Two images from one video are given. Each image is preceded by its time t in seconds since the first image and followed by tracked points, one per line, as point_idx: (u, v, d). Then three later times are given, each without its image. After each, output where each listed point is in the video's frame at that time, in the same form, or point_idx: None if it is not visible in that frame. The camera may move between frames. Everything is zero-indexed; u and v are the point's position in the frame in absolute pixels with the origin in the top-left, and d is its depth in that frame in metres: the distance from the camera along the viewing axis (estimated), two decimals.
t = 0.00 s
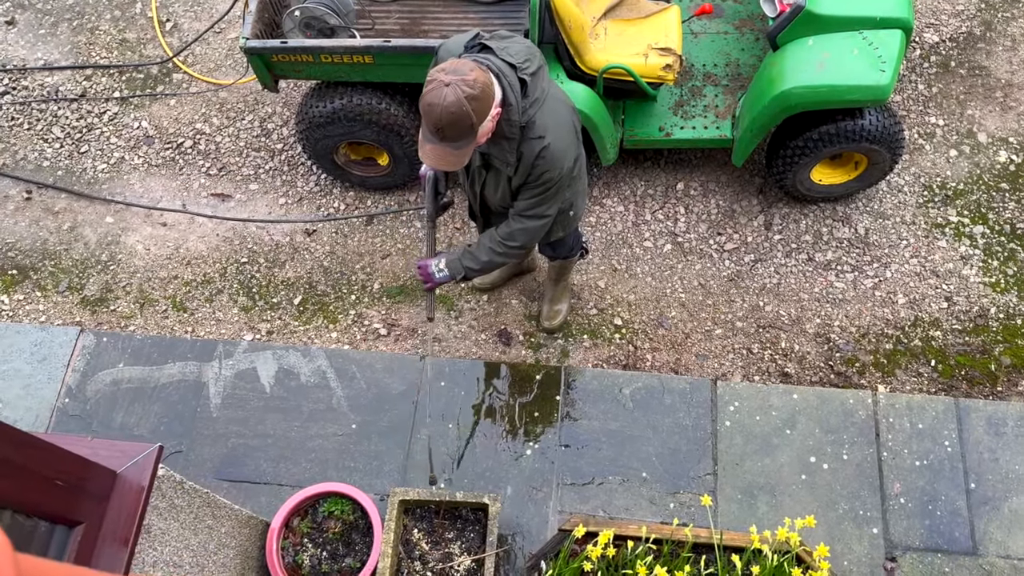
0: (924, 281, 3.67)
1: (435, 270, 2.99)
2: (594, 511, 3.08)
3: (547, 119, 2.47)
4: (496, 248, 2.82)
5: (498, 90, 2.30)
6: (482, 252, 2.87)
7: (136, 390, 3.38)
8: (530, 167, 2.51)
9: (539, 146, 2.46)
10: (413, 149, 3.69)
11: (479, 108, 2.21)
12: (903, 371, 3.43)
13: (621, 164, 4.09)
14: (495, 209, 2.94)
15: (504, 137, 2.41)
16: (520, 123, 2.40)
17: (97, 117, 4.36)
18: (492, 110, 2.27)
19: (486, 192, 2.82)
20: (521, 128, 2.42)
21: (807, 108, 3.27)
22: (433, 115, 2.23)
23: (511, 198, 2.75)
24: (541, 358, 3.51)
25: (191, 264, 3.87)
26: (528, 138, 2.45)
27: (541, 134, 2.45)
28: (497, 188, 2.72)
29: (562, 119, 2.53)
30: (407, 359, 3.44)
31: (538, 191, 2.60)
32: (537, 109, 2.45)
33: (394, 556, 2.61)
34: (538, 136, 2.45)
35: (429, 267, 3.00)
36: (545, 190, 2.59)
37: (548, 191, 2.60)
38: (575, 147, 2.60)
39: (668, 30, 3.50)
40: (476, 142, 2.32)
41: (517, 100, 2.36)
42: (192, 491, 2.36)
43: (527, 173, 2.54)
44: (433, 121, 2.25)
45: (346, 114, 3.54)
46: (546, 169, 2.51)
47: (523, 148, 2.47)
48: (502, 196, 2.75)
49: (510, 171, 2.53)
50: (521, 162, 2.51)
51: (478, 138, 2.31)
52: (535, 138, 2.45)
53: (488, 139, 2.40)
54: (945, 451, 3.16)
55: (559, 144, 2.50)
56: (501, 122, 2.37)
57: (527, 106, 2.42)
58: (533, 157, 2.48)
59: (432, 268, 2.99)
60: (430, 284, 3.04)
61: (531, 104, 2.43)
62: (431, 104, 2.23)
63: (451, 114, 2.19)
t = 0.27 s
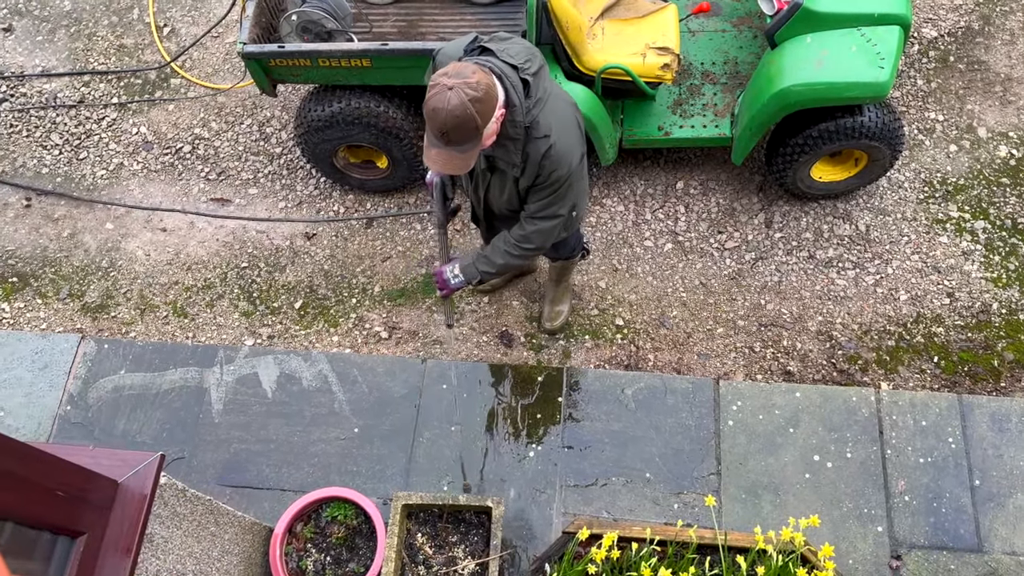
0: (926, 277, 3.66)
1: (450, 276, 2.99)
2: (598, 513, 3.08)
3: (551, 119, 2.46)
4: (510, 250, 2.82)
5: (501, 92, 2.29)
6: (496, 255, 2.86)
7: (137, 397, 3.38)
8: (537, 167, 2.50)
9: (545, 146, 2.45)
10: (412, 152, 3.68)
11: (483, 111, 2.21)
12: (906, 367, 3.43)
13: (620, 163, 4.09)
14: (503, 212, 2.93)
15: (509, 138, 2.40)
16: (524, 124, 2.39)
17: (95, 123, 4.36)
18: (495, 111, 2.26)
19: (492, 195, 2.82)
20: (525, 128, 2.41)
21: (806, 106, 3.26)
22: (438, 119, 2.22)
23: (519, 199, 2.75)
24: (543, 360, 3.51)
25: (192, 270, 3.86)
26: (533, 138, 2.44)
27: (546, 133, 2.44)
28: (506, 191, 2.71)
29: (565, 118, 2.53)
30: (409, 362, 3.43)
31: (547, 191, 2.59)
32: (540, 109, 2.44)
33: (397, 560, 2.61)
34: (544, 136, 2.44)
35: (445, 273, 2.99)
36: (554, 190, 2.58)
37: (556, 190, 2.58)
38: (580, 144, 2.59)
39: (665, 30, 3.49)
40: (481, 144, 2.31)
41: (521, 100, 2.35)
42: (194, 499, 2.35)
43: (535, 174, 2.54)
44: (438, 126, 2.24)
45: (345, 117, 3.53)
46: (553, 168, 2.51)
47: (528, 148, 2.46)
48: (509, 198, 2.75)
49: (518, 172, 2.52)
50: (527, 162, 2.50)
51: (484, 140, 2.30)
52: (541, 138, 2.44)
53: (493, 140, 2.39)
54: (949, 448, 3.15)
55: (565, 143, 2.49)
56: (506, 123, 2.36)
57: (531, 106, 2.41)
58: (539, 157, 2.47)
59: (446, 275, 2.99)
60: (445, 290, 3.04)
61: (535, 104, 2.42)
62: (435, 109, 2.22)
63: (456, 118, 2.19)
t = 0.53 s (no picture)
0: (926, 274, 3.65)
1: (463, 282, 2.99)
2: (600, 516, 3.07)
3: (553, 118, 2.45)
4: (525, 251, 2.81)
5: (502, 92, 2.29)
6: (510, 257, 2.85)
7: (137, 406, 3.37)
8: (544, 167, 2.49)
9: (550, 144, 2.44)
10: (409, 156, 3.68)
11: (486, 111, 2.20)
12: (907, 365, 3.42)
13: (618, 164, 4.08)
14: (509, 215, 2.92)
15: (513, 139, 2.39)
16: (527, 123, 2.38)
17: (92, 132, 4.35)
18: (498, 112, 2.25)
19: (497, 198, 2.80)
20: (529, 128, 2.39)
21: (804, 104, 3.25)
22: (442, 123, 2.21)
23: (526, 200, 2.73)
24: (543, 362, 3.50)
25: (190, 277, 3.86)
26: (537, 137, 2.42)
27: (550, 132, 2.43)
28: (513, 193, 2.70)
29: (568, 116, 2.52)
30: (408, 366, 3.42)
31: (556, 190, 2.58)
32: (542, 108, 2.43)
33: (399, 567, 2.60)
34: (549, 134, 2.43)
35: (458, 280, 2.99)
36: (562, 189, 2.57)
37: (566, 188, 2.58)
38: (584, 142, 2.59)
39: (661, 30, 3.49)
40: (486, 147, 2.30)
41: (523, 99, 2.34)
42: (194, 508, 2.35)
43: (541, 174, 2.52)
44: (443, 129, 2.23)
45: (341, 122, 3.52)
46: (560, 167, 2.49)
47: (533, 148, 2.45)
48: (515, 199, 2.73)
49: (524, 173, 2.51)
50: (533, 162, 2.48)
51: (488, 141, 2.29)
52: (545, 137, 2.43)
53: (497, 143, 2.38)
54: (952, 446, 3.14)
55: (569, 141, 2.48)
56: (509, 124, 2.36)
57: (533, 106, 2.40)
58: (545, 157, 2.46)
59: (461, 283, 2.99)
60: (460, 297, 3.04)
61: (537, 103, 2.41)
62: (439, 113, 2.21)
63: (459, 120, 2.18)
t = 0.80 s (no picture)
0: (927, 266, 3.63)
1: (476, 281, 2.99)
2: (603, 512, 3.05)
3: (556, 109, 2.44)
4: (535, 246, 2.80)
5: (505, 85, 2.27)
6: (521, 253, 2.84)
7: (137, 408, 3.36)
8: (549, 159, 2.48)
9: (554, 136, 2.42)
10: (406, 154, 3.67)
11: (489, 104, 2.18)
12: (909, 357, 3.40)
13: (616, 160, 4.06)
14: (514, 211, 2.91)
15: (517, 132, 2.37)
16: (531, 116, 2.36)
17: (88, 135, 4.34)
18: (501, 105, 2.24)
19: (501, 194, 2.78)
20: (532, 120, 2.38)
21: (802, 96, 3.23)
22: (446, 118, 2.20)
23: (533, 195, 2.72)
24: (543, 359, 3.49)
25: (188, 279, 3.84)
26: (541, 129, 2.41)
27: (553, 123, 2.41)
28: (520, 187, 2.68)
29: (570, 107, 2.51)
30: (408, 365, 3.41)
31: (563, 183, 2.57)
32: (545, 100, 2.42)
33: (401, 566, 2.59)
34: (554, 125, 2.42)
35: (470, 279, 2.99)
36: (568, 181, 2.56)
37: (574, 179, 2.56)
38: (588, 133, 2.58)
39: (657, 24, 3.46)
40: (489, 140, 2.28)
41: (526, 91, 2.33)
42: (195, 510, 2.34)
43: (547, 166, 2.51)
44: (447, 124, 2.21)
45: (337, 121, 3.51)
46: (565, 159, 2.48)
47: (537, 140, 2.43)
48: (520, 194, 2.72)
49: (529, 167, 2.50)
50: (538, 155, 2.47)
51: (491, 135, 2.27)
52: (549, 129, 2.41)
53: (501, 137, 2.36)
54: (955, 437, 3.13)
55: (573, 131, 2.47)
56: (512, 117, 2.34)
57: (536, 98, 2.39)
58: (550, 149, 2.44)
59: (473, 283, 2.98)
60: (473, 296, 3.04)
61: (540, 95, 2.40)
62: (441, 107, 2.20)
63: (463, 113, 2.16)
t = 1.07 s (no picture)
0: (928, 263, 3.63)
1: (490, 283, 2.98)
2: (606, 513, 3.05)
3: (559, 105, 2.43)
4: (547, 244, 2.79)
5: (507, 83, 2.27)
6: (533, 251, 2.83)
7: (139, 413, 3.36)
8: (555, 156, 2.46)
9: (559, 132, 2.41)
10: (405, 156, 3.66)
11: (493, 102, 2.18)
12: (911, 355, 3.39)
13: (616, 159, 4.06)
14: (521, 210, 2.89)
15: (521, 129, 2.37)
16: (534, 113, 2.36)
17: (88, 139, 4.34)
18: (504, 102, 2.24)
19: (508, 194, 2.76)
20: (536, 117, 2.37)
21: (801, 94, 3.23)
22: (449, 117, 2.19)
23: (540, 192, 2.70)
24: (545, 360, 3.48)
25: (189, 282, 3.84)
26: (545, 126, 2.40)
27: (557, 119, 2.40)
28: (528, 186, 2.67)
29: (573, 103, 2.50)
30: (409, 367, 3.41)
31: (570, 179, 2.55)
32: (548, 97, 2.41)
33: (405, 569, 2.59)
34: (557, 120, 2.40)
35: (484, 282, 2.98)
36: (576, 177, 2.53)
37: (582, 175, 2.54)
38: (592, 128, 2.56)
39: (655, 23, 3.45)
40: (493, 138, 2.28)
41: (528, 88, 2.33)
42: (197, 515, 2.33)
43: (553, 163, 2.49)
44: (450, 123, 2.21)
45: (337, 123, 3.51)
46: (571, 155, 2.46)
47: (542, 137, 2.42)
48: (527, 192, 2.70)
49: (535, 164, 2.48)
50: (543, 152, 2.45)
51: (495, 133, 2.27)
52: (553, 125, 2.40)
53: (504, 135, 2.36)
54: (958, 435, 3.12)
55: (577, 127, 2.45)
56: (515, 114, 2.34)
57: (539, 95, 2.39)
58: (555, 145, 2.43)
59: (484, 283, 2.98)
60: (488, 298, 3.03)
61: (542, 92, 2.40)
62: (445, 105, 2.19)
63: (467, 111, 2.16)
